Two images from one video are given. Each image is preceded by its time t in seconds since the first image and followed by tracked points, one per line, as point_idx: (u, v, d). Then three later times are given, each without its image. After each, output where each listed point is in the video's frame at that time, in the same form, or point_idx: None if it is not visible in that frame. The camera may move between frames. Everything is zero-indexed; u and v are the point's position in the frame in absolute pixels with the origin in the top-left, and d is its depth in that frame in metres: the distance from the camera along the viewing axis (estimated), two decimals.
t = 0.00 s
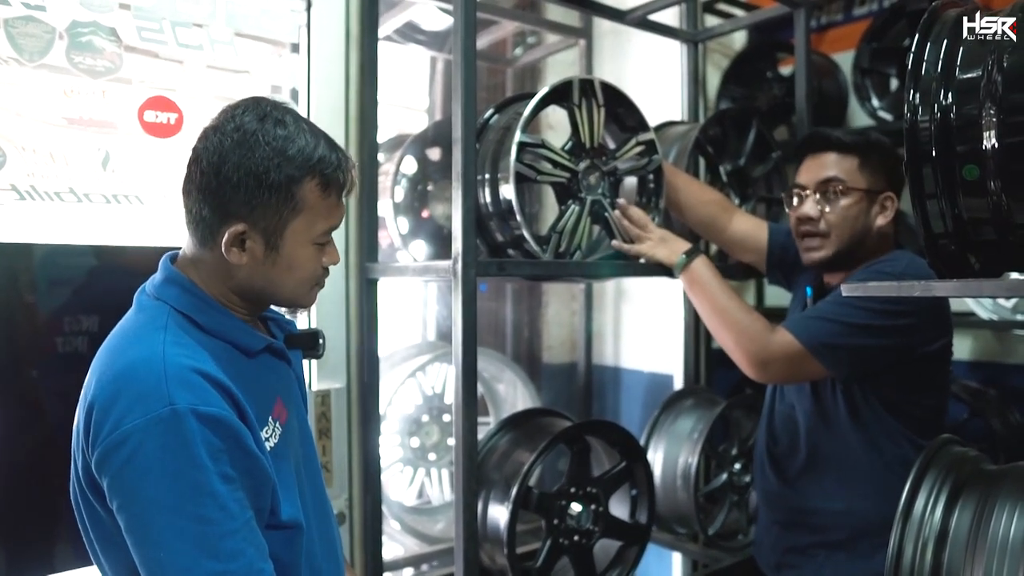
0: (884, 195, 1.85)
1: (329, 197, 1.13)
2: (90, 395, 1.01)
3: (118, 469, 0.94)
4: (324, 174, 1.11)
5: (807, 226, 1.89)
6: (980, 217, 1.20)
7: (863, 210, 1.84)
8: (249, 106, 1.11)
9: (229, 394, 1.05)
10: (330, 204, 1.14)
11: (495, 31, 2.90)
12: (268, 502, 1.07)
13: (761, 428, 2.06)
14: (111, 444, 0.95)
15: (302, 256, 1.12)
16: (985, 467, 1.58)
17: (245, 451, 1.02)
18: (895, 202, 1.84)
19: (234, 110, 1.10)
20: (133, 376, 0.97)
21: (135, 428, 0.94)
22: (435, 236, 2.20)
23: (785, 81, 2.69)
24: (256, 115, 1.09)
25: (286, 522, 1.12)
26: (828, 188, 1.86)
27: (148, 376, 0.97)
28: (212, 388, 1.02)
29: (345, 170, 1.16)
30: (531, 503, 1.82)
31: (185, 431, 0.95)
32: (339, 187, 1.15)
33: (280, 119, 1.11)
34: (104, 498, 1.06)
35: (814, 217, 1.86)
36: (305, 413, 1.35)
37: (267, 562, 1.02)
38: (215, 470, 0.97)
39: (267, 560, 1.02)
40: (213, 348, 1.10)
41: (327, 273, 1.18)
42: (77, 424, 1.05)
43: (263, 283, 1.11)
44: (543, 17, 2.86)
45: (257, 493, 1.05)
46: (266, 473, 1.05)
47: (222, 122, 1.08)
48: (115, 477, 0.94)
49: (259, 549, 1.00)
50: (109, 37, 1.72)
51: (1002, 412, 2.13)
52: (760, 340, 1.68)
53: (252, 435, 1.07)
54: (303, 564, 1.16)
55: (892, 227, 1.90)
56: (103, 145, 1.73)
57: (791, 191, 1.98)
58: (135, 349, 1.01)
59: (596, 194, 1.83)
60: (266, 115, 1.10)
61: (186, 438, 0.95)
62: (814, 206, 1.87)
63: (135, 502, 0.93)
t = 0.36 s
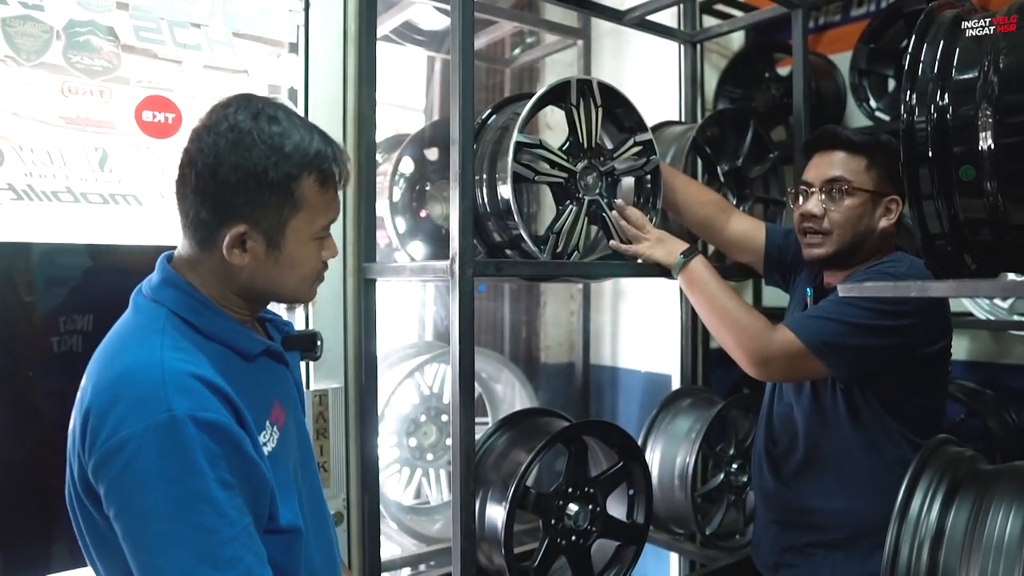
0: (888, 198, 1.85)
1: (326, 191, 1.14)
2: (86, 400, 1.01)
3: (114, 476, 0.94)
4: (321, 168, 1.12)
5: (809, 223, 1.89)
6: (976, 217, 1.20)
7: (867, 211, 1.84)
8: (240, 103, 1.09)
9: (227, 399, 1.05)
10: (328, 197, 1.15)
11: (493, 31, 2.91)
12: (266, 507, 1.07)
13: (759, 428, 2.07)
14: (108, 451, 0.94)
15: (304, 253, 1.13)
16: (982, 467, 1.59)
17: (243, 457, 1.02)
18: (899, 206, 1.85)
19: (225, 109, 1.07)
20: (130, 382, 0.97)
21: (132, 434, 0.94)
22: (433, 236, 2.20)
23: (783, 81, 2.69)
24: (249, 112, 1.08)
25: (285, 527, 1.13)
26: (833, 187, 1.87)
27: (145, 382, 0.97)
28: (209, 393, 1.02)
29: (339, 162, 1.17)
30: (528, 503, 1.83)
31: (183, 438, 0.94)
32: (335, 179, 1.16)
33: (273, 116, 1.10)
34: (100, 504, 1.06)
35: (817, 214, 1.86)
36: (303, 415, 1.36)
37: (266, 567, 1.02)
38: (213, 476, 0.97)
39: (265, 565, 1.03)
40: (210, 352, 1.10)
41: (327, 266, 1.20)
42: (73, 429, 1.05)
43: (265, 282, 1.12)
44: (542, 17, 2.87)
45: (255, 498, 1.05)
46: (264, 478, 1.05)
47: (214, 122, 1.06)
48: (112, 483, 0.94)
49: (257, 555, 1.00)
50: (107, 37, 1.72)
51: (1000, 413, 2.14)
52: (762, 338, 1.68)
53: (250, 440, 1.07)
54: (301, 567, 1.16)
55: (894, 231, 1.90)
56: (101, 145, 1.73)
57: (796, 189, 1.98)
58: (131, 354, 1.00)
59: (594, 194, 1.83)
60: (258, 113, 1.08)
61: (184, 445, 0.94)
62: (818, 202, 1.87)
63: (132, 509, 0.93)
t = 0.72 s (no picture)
0: (891, 201, 1.86)
1: (304, 172, 1.14)
2: (79, 401, 1.00)
3: (109, 478, 0.93)
4: (296, 149, 1.12)
5: (808, 216, 1.89)
6: (970, 218, 1.21)
7: (868, 211, 1.85)
8: (204, 97, 1.08)
9: (221, 399, 1.04)
10: (307, 178, 1.15)
11: (488, 32, 2.91)
12: (262, 507, 1.07)
13: (755, 429, 2.07)
14: (102, 452, 0.94)
15: (293, 238, 1.14)
16: (975, 467, 1.60)
17: (238, 457, 1.02)
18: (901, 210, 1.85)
19: (191, 105, 1.06)
20: (124, 382, 0.96)
21: (126, 435, 0.93)
22: (428, 236, 2.20)
23: (778, 82, 2.70)
24: (217, 104, 1.07)
25: (281, 527, 1.13)
26: (838, 183, 1.87)
27: (139, 382, 0.96)
28: (204, 392, 1.02)
29: (310, 140, 1.17)
30: (524, 504, 1.82)
31: (177, 437, 0.94)
32: (310, 158, 1.16)
33: (240, 105, 1.09)
34: (94, 506, 1.05)
35: (818, 208, 1.87)
36: (296, 415, 1.36)
37: (263, 567, 1.02)
38: (209, 476, 0.97)
39: (262, 565, 1.03)
40: (203, 352, 1.10)
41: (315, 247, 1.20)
42: (65, 430, 1.04)
43: (259, 273, 1.13)
44: (537, 18, 2.87)
45: (251, 498, 1.05)
46: (259, 478, 1.05)
47: (182, 120, 1.04)
48: (107, 485, 0.93)
49: (253, 555, 1.00)
50: (101, 37, 1.72)
51: (994, 413, 2.15)
52: (760, 341, 1.68)
53: (245, 439, 1.07)
54: (297, 567, 1.16)
55: (893, 233, 1.91)
56: (95, 145, 1.73)
57: (802, 181, 1.98)
58: (124, 355, 1.00)
59: (589, 193, 1.83)
60: (225, 104, 1.07)
61: (180, 445, 0.94)
62: (821, 197, 1.87)
63: (127, 511, 0.93)
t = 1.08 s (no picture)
0: (898, 202, 1.86)
1: (304, 167, 1.14)
2: (79, 403, 1.00)
3: (109, 480, 0.93)
4: (295, 146, 1.13)
5: (819, 217, 1.88)
6: (971, 220, 1.21)
7: (877, 212, 1.84)
8: (198, 102, 1.06)
9: (222, 400, 1.04)
10: (307, 173, 1.15)
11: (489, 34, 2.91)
12: (262, 509, 1.07)
13: (757, 432, 2.06)
14: (102, 454, 0.94)
15: (298, 233, 1.15)
16: (977, 469, 1.59)
17: (239, 459, 1.02)
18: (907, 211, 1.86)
19: (188, 111, 1.04)
20: (125, 384, 0.97)
21: (127, 437, 0.93)
22: (429, 237, 2.21)
23: (779, 84, 2.70)
24: (214, 108, 1.05)
25: (281, 529, 1.13)
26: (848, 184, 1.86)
27: (141, 384, 0.96)
28: (205, 395, 1.02)
29: (305, 135, 1.17)
30: (524, 506, 1.82)
31: (179, 440, 0.94)
32: (307, 154, 1.16)
33: (236, 107, 1.07)
34: (94, 507, 1.05)
35: (829, 210, 1.86)
36: (296, 417, 1.36)
37: (263, 569, 1.02)
38: (210, 478, 0.97)
39: (262, 567, 1.03)
40: (203, 354, 1.10)
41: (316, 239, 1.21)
42: (64, 433, 1.04)
43: (266, 271, 1.13)
44: (537, 19, 2.87)
45: (252, 500, 1.05)
46: (260, 480, 1.05)
47: (181, 127, 1.02)
48: (107, 487, 0.93)
49: (254, 557, 1.00)
50: (102, 38, 1.72)
51: (995, 415, 2.15)
52: (763, 345, 1.68)
53: (246, 441, 1.07)
54: (297, 569, 1.16)
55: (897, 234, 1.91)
56: (96, 146, 1.73)
57: (808, 184, 1.97)
58: (125, 357, 1.00)
59: (589, 195, 1.83)
60: (221, 107, 1.06)
61: (181, 447, 0.94)
62: (831, 198, 1.86)
63: (127, 513, 0.93)
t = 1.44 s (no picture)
0: (885, 201, 1.85)
1: (304, 163, 1.15)
2: (80, 401, 1.00)
3: (111, 478, 0.93)
4: (296, 141, 1.13)
5: (813, 245, 1.87)
6: (976, 217, 1.20)
7: (868, 220, 1.84)
8: (199, 95, 1.06)
9: (223, 396, 1.04)
10: (307, 169, 1.16)
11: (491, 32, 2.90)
12: (265, 504, 1.07)
13: (762, 432, 2.06)
14: (104, 451, 0.94)
15: (297, 227, 1.16)
16: (982, 468, 1.59)
17: (241, 454, 1.02)
18: (897, 207, 1.84)
19: (190, 102, 1.04)
20: (125, 380, 0.96)
21: (128, 433, 0.93)
22: (431, 235, 2.21)
23: (781, 82, 2.69)
24: (216, 101, 1.05)
25: (284, 524, 1.12)
26: (831, 205, 1.85)
27: (140, 380, 0.96)
28: (206, 390, 1.02)
29: (305, 131, 1.18)
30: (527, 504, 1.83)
31: (179, 435, 0.94)
32: (307, 149, 1.17)
33: (238, 101, 1.08)
34: (98, 505, 1.05)
35: (820, 236, 1.85)
36: (299, 412, 1.35)
37: (267, 564, 1.02)
38: (212, 473, 0.97)
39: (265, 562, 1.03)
40: (204, 350, 1.09)
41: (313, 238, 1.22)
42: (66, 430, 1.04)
43: (266, 266, 1.13)
44: (539, 17, 2.87)
45: (255, 495, 1.05)
46: (263, 475, 1.05)
47: (183, 117, 1.02)
48: (110, 484, 0.93)
49: (257, 552, 1.00)
50: (104, 36, 1.72)
51: (999, 414, 2.14)
52: (770, 339, 1.68)
53: (247, 436, 1.07)
54: (301, 564, 1.16)
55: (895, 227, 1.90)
56: (98, 145, 1.72)
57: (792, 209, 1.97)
58: (125, 353, 1.00)
59: (592, 193, 1.83)
60: (224, 100, 1.06)
61: (182, 443, 0.94)
62: (818, 224, 1.86)
63: (130, 509, 0.93)
